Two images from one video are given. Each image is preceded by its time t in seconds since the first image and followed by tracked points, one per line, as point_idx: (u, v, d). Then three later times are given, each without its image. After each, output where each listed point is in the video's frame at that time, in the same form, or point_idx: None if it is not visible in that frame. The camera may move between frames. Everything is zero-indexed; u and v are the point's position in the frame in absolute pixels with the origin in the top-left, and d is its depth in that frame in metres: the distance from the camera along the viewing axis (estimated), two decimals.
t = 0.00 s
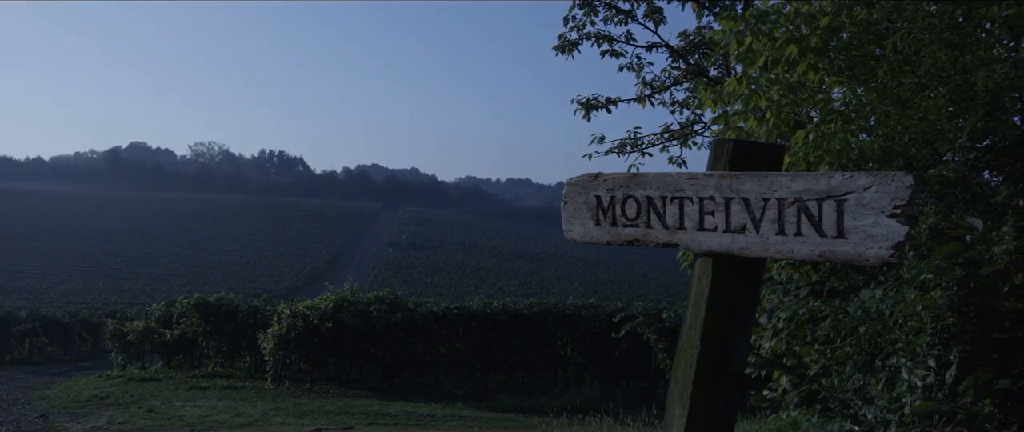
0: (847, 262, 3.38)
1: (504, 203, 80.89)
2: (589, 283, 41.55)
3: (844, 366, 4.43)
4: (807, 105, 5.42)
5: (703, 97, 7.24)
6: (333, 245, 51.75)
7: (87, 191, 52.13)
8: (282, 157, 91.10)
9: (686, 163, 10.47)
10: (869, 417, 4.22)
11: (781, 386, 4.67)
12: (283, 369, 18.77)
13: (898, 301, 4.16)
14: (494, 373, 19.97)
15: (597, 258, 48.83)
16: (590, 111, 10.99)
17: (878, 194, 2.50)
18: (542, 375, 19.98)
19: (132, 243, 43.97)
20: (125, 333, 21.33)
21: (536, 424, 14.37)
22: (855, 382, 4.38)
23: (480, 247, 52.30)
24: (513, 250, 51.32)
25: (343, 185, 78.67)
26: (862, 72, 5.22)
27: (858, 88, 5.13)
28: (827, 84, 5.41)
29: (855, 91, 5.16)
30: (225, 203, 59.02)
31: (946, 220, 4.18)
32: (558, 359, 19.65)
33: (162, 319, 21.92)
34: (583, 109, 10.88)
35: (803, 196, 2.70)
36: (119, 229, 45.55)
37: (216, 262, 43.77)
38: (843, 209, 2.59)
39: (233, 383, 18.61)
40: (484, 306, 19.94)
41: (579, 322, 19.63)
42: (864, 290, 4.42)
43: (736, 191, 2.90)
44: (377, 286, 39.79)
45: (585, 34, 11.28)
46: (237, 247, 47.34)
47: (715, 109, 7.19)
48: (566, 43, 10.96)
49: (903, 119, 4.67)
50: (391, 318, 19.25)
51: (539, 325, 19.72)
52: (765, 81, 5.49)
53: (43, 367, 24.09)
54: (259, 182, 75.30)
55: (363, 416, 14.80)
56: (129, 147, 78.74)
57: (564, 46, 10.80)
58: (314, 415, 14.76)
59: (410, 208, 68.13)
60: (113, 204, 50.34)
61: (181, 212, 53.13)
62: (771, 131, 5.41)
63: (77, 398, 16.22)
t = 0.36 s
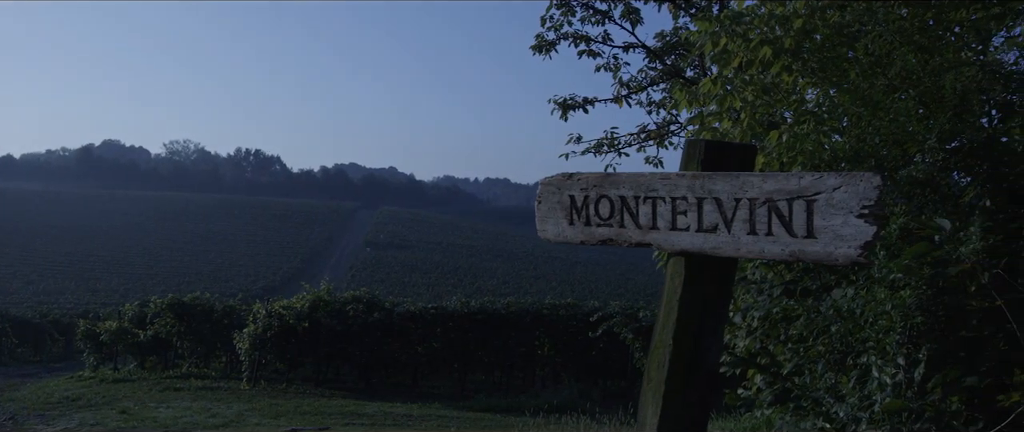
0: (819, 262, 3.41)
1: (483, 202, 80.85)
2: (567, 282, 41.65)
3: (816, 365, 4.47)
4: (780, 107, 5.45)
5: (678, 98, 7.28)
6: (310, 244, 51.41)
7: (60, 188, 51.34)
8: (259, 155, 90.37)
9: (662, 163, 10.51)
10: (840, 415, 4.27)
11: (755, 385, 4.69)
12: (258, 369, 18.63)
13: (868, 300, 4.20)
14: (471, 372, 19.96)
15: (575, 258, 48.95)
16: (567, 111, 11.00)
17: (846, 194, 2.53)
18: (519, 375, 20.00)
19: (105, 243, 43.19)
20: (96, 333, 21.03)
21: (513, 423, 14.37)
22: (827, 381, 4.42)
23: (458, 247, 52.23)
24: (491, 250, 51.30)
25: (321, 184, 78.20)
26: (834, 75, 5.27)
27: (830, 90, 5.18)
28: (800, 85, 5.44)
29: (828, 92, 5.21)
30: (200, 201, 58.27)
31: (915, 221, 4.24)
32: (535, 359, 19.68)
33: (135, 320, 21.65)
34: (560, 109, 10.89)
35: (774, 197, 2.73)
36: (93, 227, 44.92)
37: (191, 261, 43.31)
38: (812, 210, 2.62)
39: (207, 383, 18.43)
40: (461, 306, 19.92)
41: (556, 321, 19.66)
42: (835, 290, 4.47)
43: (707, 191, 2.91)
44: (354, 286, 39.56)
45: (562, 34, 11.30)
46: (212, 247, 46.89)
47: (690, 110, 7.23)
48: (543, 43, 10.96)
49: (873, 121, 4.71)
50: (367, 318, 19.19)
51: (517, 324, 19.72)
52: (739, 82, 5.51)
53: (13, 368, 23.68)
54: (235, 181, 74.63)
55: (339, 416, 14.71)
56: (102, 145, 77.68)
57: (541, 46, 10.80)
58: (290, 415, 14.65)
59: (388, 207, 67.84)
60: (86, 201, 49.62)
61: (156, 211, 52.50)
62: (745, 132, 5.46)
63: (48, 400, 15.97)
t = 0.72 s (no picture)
0: (798, 263, 3.44)
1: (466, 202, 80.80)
2: (549, 282, 41.71)
3: (795, 364, 4.50)
4: (760, 107, 5.48)
5: (659, 99, 7.29)
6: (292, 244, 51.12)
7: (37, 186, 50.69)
8: (240, 155, 89.73)
9: (644, 163, 10.54)
10: (818, 414, 4.31)
11: (734, 384, 4.71)
12: (239, 370, 18.51)
13: (845, 299, 4.23)
14: (453, 372, 19.95)
15: (558, 258, 49.01)
16: (549, 111, 11.00)
17: (823, 194, 2.55)
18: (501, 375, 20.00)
19: (82, 242, 42.58)
20: (74, 334, 20.75)
21: (495, 423, 14.37)
22: (805, 380, 4.45)
23: (440, 246, 52.16)
24: (474, 250, 51.26)
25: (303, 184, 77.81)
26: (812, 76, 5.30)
27: (809, 92, 5.21)
28: (780, 87, 5.48)
29: (806, 93, 5.24)
30: (179, 201, 57.64)
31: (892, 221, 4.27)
32: (517, 358, 19.70)
33: (113, 320, 21.40)
34: (542, 109, 10.89)
35: (751, 197, 2.74)
36: (71, 226, 44.38)
37: (171, 261, 42.95)
38: (788, 210, 2.64)
39: (187, 384, 18.26)
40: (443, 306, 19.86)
41: (538, 321, 19.68)
42: (813, 290, 4.49)
43: (685, 192, 2.92)
44: (335, 286, 39.36)
45: (544, 34, 11.31)
46: (193, 247, 46.50)
47: (672, 110, 7.27)
48: (525, 42, 10.96)
49: (851, 121, 4.74)
50: (349, 318, 19.09)
51: (499, 324, 19.71)
52: (720, 82, 5.53)
53: None
54: (216, 180, 74.05)
55: (321, 417, 14.66)
56: (81, 143, 76.79)
57: (523, 45, 10.80)
58: (271, 416, 14.57)
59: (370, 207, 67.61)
60: (65, 199, 49.03)
61: (135, 210, 51.99)
62: (725, 133, 5.49)
63: (25, 401, 15.77)
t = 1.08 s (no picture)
0: (781, 263, 3.44)
1: (453, 202, 80.75)
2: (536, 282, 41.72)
3: (780, 364, 4.50)
4: (746, 108, 5.50)
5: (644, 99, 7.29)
6: (278, 244, 50.90)
7: (20, 184, 50.17)
8: (226, 154, 89.24)
9: (630, 162, 10.56)
10: (802, 412, 4.33)
11: (720, 384, 4.72)
12: (224, 370, 18.40)
13: (827, 300, 4.23)
14: (439, 373, 19.90)
15: (545, 258, 49.00)
16: (535, 111, 11.02)
17: (805, 194, 2.56)
18: (488, 374, 19.98)
19: (65, 242, 42.18)
20: (56, 334, 20.45)
21: (481, 423, 14.35)
22: (790, 379, 4.46)
23: (427, 246, 52.09)
24: (460, 249, 51.22)
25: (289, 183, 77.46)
26: (796, 78, 5.33)
27: (793, 92, 5.23)
28: (765, 87, 5.49)
29: (790, 94, 5.26)
30: (164, 201, 57.22)
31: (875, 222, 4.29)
32: (503, 358, 19.70)
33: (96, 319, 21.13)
34: (528, 109, 10.92)
35: (732, 197, 2.75)
36: (54, 225, 44.00)
37: (157, 261, 42.68)
38: (771, 209, 2.65)
39: (171, 385, 18.12)
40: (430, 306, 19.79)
41: (525, 320, 19.66)
42: (797, 289, 4.50)
43: (670, 191, 2.92)
44: (321, 286, 39.20)
45: (531, 34, 11.33)
46: (178, 246, 46.22)
47: (657, 109, 7.29)
48: (511, 43, 10.98)
49: (835, 122, 4.77)
50: (335, 318, 19.00)
51: (485, 325, 19.68)
52: (704, 83, 5.55)
53: None
54: (201, 179, 73.60)
55: (307, 417, 14.59)
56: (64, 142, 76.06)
57: (510, 45, 10.82)
58: (254, 417, 14.50)
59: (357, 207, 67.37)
60: (49, 198, 48.58)
61: (119, 210, 51.57)
62: (710, 133, 5.50)
63: (7, 402, 15.62)
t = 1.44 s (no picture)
0: (770, 262, 3.45)
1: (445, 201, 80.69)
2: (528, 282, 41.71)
3: (770, 363, 4.51)
4: (736, 108, 5.51)
5: (636, 99, 7.30)
6: (269, 244, 50.75)
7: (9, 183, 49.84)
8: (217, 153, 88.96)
9: (621, 163, 10.58)
10: (792, 412, 4.34)
11: (711, 383, 4.72)
12: (214, 371, 18.28)
13: (818, 299, 4.24)
14: (431, 372, 19.87)
15: (537, 258, 49.01)
16: (526, 111, 11.02)
17: (795, 195, 2.57)
18: (480, 374, 19.98)
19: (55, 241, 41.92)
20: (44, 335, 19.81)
21: (472, 423, 14.34)
22: (780, 379, 4.47)
23: (419, 246, 52.05)
24: (452, 249, 51.18)
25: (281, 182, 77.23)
26: (786, 79, 5.35)
27: (783, 93, 5.24)
28: (755, 88, 5.43)
29: (780, 94, 5.28)
30: (153, 200, 56.84)
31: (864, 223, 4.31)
32: (495, 358, 19.70)
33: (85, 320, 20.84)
34: (520, 109, 10.93)
35: (722, 198, 2.76)
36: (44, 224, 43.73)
37: (147, 261, 42.52)
38: (760, 210, 2.65)
39: (162, 385, 18.02)
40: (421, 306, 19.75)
41: (516, 320, 19.67)
42: (788, 288, 4.50)
43: (660, 191, 2.93)
44: (313, 286, 39.08)
45: (522, 34, 11.33)
46: (169, 246, 46.01)
47: (647, 109, 7.29)
48: (503, 42, 10.98)
49: (825, 122, 4.78)
50: (327, 318, 18.93)
51: (477, 325, 19.67)
52: (695, 83, 5.56)
53: None
54: (192, 179, 73.31)
55: (298, 417, 14.55)
56: (54, 141, 75.62)
57: (502, 45, 10.83)
58: (244, 417, 14.46)
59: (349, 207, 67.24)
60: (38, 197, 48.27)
61: (109, 209, 51.30)
62: (701, 133, 5.50)
63: None
